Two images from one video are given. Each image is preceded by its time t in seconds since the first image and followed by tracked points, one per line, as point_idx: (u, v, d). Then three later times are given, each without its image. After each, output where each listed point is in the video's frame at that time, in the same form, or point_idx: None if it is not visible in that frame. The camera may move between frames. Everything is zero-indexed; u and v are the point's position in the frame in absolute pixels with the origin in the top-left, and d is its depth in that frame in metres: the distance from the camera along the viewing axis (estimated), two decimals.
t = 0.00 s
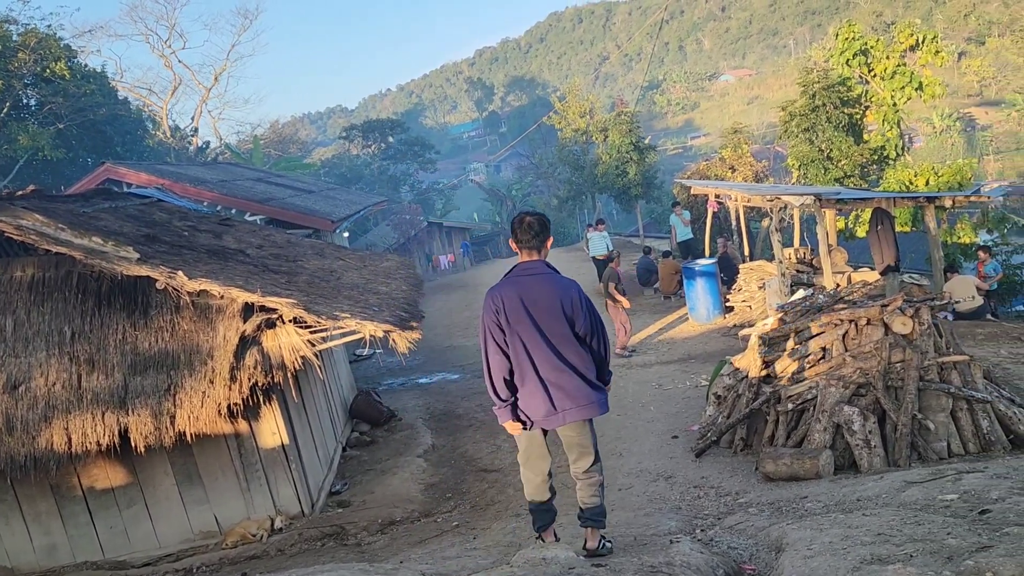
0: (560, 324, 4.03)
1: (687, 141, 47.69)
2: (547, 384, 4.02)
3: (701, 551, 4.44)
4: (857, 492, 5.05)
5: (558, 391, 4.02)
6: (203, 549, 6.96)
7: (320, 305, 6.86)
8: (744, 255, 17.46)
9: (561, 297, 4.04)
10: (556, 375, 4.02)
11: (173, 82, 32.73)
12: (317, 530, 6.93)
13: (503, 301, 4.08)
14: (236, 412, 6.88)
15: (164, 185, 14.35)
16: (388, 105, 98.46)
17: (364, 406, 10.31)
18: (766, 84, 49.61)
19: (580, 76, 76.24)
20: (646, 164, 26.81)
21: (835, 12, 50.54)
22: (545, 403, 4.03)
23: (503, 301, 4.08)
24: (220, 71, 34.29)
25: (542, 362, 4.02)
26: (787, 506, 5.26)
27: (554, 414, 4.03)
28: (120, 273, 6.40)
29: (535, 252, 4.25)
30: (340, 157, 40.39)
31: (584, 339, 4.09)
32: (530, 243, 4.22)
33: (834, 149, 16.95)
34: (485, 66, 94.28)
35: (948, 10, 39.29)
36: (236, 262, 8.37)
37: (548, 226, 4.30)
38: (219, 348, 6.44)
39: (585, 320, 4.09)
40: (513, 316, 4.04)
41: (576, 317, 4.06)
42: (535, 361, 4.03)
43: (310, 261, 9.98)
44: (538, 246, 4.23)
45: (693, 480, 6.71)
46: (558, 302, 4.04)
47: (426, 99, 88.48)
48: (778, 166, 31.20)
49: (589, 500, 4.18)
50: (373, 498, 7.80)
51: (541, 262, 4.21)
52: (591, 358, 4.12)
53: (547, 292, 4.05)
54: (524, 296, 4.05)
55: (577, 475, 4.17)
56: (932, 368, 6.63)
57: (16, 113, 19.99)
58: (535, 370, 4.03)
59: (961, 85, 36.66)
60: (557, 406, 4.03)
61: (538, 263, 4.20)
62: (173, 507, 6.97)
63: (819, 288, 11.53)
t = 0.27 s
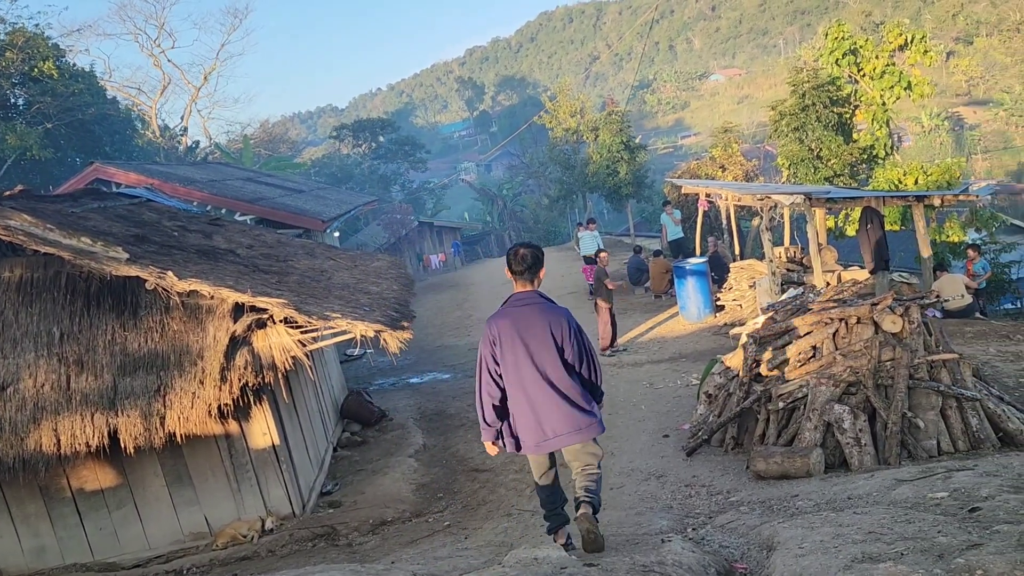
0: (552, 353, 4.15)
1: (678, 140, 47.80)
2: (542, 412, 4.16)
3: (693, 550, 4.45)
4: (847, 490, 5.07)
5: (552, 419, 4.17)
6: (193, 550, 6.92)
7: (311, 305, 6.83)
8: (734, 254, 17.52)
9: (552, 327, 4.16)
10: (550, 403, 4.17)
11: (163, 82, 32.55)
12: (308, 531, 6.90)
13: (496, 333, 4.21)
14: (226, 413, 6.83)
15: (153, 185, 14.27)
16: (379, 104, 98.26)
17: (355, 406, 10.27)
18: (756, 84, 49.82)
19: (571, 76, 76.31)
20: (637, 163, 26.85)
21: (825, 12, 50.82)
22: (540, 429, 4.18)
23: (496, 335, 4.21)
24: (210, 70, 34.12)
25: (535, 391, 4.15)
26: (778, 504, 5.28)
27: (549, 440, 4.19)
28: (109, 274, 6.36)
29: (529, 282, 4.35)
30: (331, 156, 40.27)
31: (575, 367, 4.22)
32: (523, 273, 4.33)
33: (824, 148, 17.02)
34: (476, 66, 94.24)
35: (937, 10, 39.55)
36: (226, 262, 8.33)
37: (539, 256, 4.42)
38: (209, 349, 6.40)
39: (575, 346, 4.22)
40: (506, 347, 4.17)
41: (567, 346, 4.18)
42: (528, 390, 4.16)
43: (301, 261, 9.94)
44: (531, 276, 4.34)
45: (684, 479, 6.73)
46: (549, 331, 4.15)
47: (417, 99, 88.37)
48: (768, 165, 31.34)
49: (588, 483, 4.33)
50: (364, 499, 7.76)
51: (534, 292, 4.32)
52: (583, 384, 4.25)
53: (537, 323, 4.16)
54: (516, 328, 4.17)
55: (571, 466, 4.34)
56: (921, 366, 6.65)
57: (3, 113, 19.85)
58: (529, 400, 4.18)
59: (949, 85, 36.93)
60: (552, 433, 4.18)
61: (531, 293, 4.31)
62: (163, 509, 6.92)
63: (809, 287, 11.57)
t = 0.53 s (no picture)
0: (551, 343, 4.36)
1: (667, 140, 47.94)
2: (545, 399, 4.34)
3: (684, 548, 4.45)
4: (837, 489, 5.09)
5: (554, 405, 4.37)
6: (183, 552, 6.86)
7: (301, 306, 6.80)
8: (724, 253, 17.57)
9: (549, 319, 4.38)
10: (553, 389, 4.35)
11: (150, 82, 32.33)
12: (298, 532, 6.87)
13: (498, 330, 4.36)
14: (215, 414, 6.79)
15: (141, 186, 14.16)
16: (368, 104, 98.00)
17: (345, 407, 10.24)
18: (746, 84, 50.05)
19: (561, 75, 76.39)
20: (627, 163, 26.89)
21: (813, 13, 51.13)
22: (544, 417, 4.35)
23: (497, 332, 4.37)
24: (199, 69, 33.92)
25: (537, 382, 4.33)
26: (769, 503, 5.29)
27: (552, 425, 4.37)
28: (97, 275, 6.31)
29: (522, 282, 4.56)
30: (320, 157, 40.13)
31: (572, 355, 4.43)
32: (516, 274, 4.55)
33: (813, 148, 17.10)
34: (466, 65, 94.16)
35: (924, 10, 39.85)
36: (215, 263, 8.28)
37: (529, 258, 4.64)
38: (198, 350, 6.35)
39: (571, 336, 4.43)
40: (508, 344, 4.33)
41: (563, 336, 4.40)
42: (530, 381, 4.35)
43: (290, 262, 9.89)
44: (524, 275, 4.55)
45: (675, 478, 6.73)
46: (547, 323, 4.37)
47: (406, 99, 88.22)
48: (757, 165, 31.48)
49: (579, 463, 4.53)
50: (355, 500, 7.72)
51: (528, 291, 4.53)
52: (580, 372, 4.47)
53: (535, 316, 4.37)
54: (516, 324, 4.35)
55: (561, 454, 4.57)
56: (910, 365, 6.68)
57: None
58: (533, 391, 4.33)
59: (936, 84, 37.26)
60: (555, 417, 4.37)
61: (526, 291, 4.52)
62: (152, 511, 6.86)
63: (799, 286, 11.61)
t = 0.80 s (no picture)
0: (559, 370, 4.62)
1: (657, 140, 48.07)
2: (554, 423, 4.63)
3: (673, 548, 4.46)
4: (826, 487, 5.10)
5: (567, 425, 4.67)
6: (171, 555, 6.81)
7: (290, 306, 6.77)
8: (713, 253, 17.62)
9: (557, 346, 4.63)
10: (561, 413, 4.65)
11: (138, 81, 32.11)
12: (287, 533, 6.84)
13: (509, 358, 4.64)
14: (204, 416, 6.75)
15: (129, 186, 14.05)
16: (358, 104, 97.68)
17: (335, 407, 10.20)
18: (734, 84, 50.27)
19: (550, 75, 76.45)
20: (617, 163, 26.93)
21: (801, 14, 51.43)
22: (554, 437, 4.65)
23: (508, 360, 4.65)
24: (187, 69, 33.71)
25: (546, 403, 4.62)
26: (758, 502, 5.30)
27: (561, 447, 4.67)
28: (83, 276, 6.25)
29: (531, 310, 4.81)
30: (310, 157, 39.97)
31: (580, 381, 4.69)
32: (526, 303, 4.79)
33: (801, 148, 17.17)
34: (455, 66, 94.05)
35: (911, 11, 40.15)
36: (204, 264, 8.23)
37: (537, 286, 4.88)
38: (186, 351, 6.31)
39: (579, 362, 4.69)
40: (521, 369, 4.60)
41: (572, 363, 4.65)
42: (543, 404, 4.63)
43: (279, 262, 9.85)
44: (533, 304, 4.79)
45: (665, 477, 6.74)
46: (556, 350, 4.62)
47: (396, 99, 88.04)
48: (746, 165, 31.61)
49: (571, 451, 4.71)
50: (344, 501, 7.69)
51: (537, 320, 4.78)
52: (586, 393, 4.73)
53: (545, 346, 4.62)
54: (527, 353, 4.62)
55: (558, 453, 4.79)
56: (898, 364, 6.71)
57: None
58: (542, 413, 4.63)
59: (923, 85, 37.57)
60: (564, 439, 4.67)
61: (535, 320, 4.77)
62: (140, 513, 6.81)
63: (788, 286, 11.65)
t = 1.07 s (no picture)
0: (550, 361, 4.89)
1: (646, 140, 48.17)
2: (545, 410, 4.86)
3: (662, 547, 4.47)
4: (814, 486, 5.13)
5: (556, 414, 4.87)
6: (160, 556, 6.76)
7: (279, 306, 6.74)
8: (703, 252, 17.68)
9: (547, 339, 4.90)
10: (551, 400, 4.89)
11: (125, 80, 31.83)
12: (276, 534, 6.81)
13: (503, 349, 4.91)
14: (192, 416, 6.71)
15: (116, 185, 13.93)
16: (347, 103, 97.35)
17: (325, 407, 10.15)
18: (724, 84, 50.46)
19: (540, 75, 76.47)
20: (606, 163, 26.96)
21: (790, 14, 51.69)
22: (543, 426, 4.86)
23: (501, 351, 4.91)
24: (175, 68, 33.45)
25: (536, 392, 4.88)
26: (746, 500, 5.32)
27: (551, 434, 4.86)
28: (70, 276, 6.20)
29: (525, 307, 5.05)
30: (299, 156, 39.78)
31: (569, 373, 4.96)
32: (521, 300, 5.04)
33: (790, 148, 17.24)
34: (445, 65, 93.92)
35: (898, 12, 40.42)
36: (192, 264, 8.17)
37: (533, 285, 5.13)
38: (174, 352, 6.27)
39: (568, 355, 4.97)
40: (513, 360, 4.87)
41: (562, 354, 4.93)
42: (534, 394, 4.88)
43: (268, 262, 9.80)
44: (527, 300, 5.05)
45: (654, 476, 6.75)
46: (545, 343, 4.89)
47: (386, 99, 87.78)
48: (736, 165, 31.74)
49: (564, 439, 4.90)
50: (334, 501, 7.66)
51: (531, 315, 5.04)
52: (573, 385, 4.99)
53: (538, 339, 4.89)
54: (520, 344, 4.88)
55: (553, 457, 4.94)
56: (885, 363, 6.75)
57: None
58: (534, 402, 4.88)
59: (911, 85, 37.85)
60: (554, 426, 4.86)
61: (528, 315, 5.03)
62: (128, 514, 6.76)
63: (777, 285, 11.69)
